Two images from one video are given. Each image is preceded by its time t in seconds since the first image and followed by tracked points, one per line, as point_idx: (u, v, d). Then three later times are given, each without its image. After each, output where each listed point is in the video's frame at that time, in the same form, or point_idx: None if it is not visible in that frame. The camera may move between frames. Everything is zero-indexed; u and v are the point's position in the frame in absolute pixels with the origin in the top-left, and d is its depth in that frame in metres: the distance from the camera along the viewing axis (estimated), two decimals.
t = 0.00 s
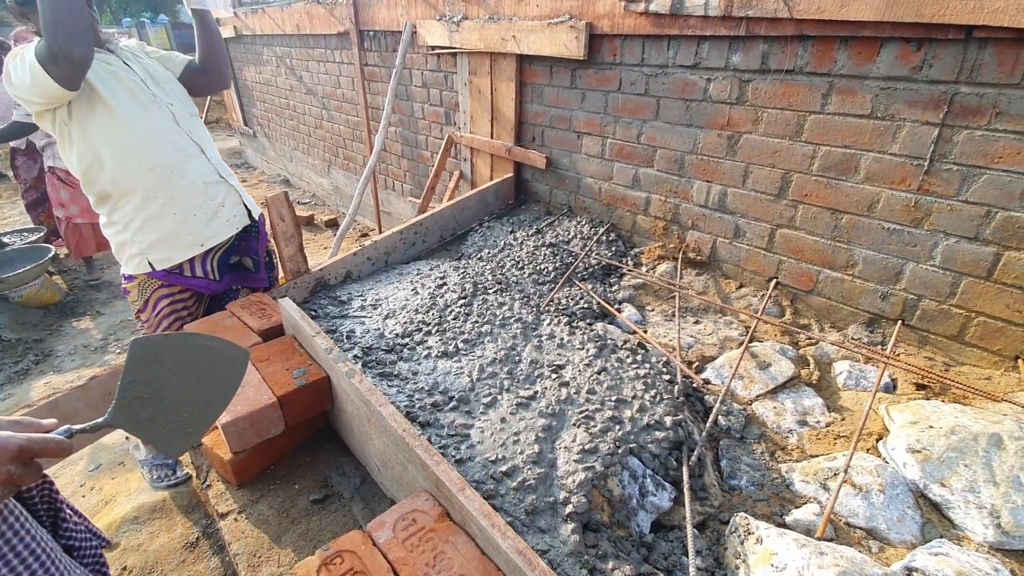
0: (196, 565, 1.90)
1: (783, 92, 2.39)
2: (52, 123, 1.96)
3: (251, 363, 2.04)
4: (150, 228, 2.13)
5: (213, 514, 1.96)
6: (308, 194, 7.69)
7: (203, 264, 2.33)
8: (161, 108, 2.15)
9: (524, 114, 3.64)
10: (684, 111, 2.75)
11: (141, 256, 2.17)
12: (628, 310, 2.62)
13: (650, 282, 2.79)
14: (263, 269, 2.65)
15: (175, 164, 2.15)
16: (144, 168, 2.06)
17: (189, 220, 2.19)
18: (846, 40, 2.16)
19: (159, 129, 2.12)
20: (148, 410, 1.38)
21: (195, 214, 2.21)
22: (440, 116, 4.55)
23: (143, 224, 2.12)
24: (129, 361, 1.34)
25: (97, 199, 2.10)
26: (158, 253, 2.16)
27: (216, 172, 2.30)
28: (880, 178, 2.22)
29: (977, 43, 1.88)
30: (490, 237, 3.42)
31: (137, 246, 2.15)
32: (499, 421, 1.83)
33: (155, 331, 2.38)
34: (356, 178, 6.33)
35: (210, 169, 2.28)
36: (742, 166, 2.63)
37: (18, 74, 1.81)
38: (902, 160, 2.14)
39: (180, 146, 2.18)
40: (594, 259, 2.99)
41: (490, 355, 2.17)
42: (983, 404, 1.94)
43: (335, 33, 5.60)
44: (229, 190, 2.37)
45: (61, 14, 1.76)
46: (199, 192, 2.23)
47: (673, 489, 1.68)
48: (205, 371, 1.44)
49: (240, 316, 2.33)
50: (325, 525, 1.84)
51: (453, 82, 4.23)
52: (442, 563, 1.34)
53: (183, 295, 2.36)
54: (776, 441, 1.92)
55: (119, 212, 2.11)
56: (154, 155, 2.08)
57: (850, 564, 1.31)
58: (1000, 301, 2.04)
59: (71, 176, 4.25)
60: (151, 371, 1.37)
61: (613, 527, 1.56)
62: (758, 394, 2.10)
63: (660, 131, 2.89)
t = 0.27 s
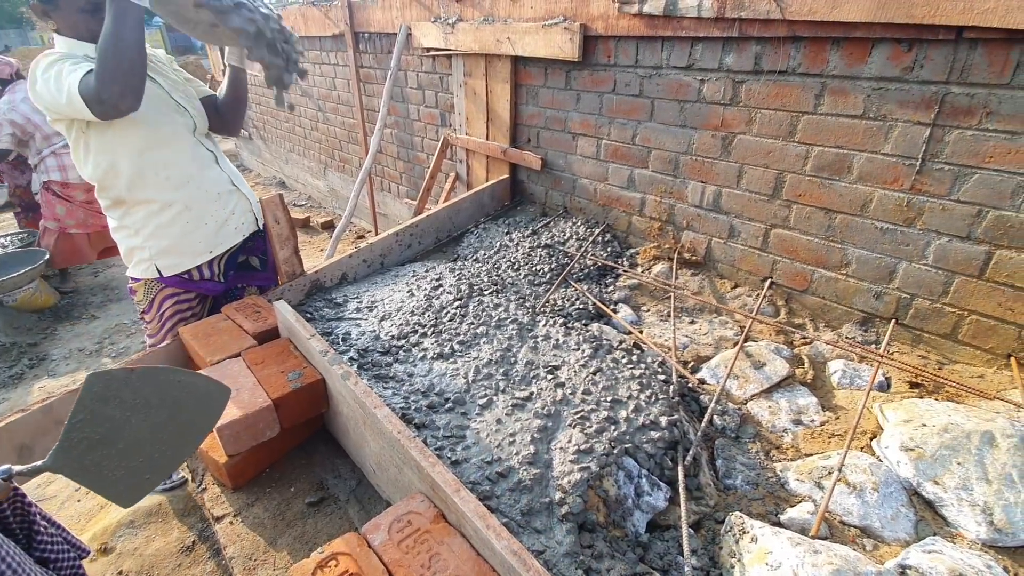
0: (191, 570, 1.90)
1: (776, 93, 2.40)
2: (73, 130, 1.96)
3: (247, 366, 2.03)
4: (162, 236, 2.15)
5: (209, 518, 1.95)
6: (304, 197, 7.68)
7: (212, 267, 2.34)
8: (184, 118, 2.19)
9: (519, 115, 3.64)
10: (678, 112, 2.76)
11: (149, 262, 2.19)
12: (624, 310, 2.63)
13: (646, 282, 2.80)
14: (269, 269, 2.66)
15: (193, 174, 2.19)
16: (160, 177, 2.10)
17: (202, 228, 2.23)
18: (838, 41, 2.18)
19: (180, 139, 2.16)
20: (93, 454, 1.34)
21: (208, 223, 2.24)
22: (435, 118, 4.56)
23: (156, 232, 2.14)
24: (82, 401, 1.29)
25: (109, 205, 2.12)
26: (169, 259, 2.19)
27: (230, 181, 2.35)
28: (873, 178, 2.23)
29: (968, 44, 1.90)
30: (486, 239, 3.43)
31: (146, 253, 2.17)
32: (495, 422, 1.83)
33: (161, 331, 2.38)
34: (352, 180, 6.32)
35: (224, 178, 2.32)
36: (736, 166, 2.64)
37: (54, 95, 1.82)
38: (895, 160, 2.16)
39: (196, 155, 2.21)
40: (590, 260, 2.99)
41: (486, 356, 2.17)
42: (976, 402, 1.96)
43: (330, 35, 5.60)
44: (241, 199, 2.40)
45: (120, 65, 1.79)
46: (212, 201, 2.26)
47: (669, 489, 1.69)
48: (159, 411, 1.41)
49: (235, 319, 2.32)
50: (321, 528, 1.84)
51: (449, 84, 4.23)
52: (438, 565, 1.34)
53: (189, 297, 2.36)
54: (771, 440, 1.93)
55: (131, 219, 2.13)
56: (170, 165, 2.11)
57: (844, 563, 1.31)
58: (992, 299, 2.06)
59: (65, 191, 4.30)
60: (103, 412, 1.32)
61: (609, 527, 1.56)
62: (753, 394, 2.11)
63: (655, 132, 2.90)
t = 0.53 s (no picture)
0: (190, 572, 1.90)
1: (772, 93, 2.41)
2: (92, 126, 1.95)
3: (244, 367, 2.03)
4: (159, 242, 2.16)
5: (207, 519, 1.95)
6: (301, 198, 7.68)
7: (202, 275, 2.33)
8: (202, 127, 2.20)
9: (516, 116, 3.65)
10: (675, 112, 2.77)
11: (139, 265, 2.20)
12: (622, 310, 2.63)
13: (643, 282, 2.81)
14: (263, 276, 2.64)
15: (200, 185, 2.21)
16: (167, 186, 2.12)
17: (200, 237, 2.25)
18: (832, 41, 2.19)
19: (194, 149, 2.17)
20: (87, 454, 1.28)
21: (207, 233, 2.26)
22: (432, 119, 4.56)
23: (153, 236, 2.15)
24: (78, 400, 1.23)
25: (109, 203, 2.11)
26: (159, 266, 2.20)
27: (234, 195, 2.37)
28: (868, 177, 2.24)
29: (961, 43, 1.91)
30: (483, 239, 3.43)
31: (138, 255, 2.17)
32: (493, 422, 1.83)
33: (149, 334, 2.35)
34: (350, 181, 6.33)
35: (229, 192, 2.34)
36: (732, 166, 2.65)
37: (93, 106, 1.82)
38: (890, 159, 2.17)
39: (205, 167, 2.23)
40: (588, 259, 3.00)
41: (483, 357, 2.18)
42: (972, 399, 1.97)
43: (326, 37, 5.60)
44: (240, 213, 2.42)
45: (177, 120, 1.81)
46: (213, 213, 2.28)
47: (666, 488, 1.69)
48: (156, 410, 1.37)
49: (233, 320, 2.32)
50: (319, 528, 1.84)
51: (445, 85, 4.24)
52: (436, 564, 1.35)
53: (179, 302, 2.34)
54: (769, 438, 1.94)
55: (130, 221, 2.13)
56: (178, 175, 2.13)
57: (842, 561, 1.32)
58: (987, 297, 2.07)
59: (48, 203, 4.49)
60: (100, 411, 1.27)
61: (606, 526, 1.56)
62: (750, 392, 2.11)
63: (651, 132, 2.91)
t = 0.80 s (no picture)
0: (191, 572, 1.90)
1: (771, 92, 2.41)
2: (132, 117, 1.98)
3: (245, 367, 2.04)
4: (157, 241, 2.15)
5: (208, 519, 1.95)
6: (300, 199, 7.67)
7: (190, 280, 2.31)
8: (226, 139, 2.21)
9: (515, 116, 3.65)
10: (674, 111, 2.78)
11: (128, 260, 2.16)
12: (622, 309, 2.64)
13: (643, 281, 2.81)
14: (252, 288, 2.61)
15: (209, 194, 2.20)
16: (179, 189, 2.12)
17: (196, 243, 2.23)
18: (831, 40, 2.19)
19: (217, 161, 2.19)
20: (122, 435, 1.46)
21: (205, 240, 2.24)
22: (431, 119, 4.56)
23: (152, 235, 2.14)
24: (105, 386, 1.43)
25: (119, 193, 2.11)
26: (147, 264, 2.16)
27: (238, 211, 2.36)
28: (867, 176, 2.25)
29: (959, 42, 1.91)
30: (483, 239, 3.43)
31: (128, 250, 2.14)
32: (493, 421, 1.84)
33: (127, 335, 2.31)
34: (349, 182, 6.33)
35: (234, 207, 2.33)
36: (732, 165, 2.66)
37: (152, 103, 1.85)
38: (888, 157, 2.17)
39: (219, 179, 2.23)
40: (588, 259, 3.00)
41: (484, 357, 2.18)
42: (971, 397, 1.97)
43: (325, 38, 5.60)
44: (240, 229, 2.39)
45: (256, 140, 1.91)
46: (213, 223, 2.26)
47: (666, 486, 1.69)
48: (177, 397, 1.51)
49: (233, 321, 2.33)
50: (320, 528, 1.84)
51: (445, 85, 4.24)
52: (438, 562, 1.35)
53: (161, 306, 2.30)
54: (769, 436, 1.94)
55: (133, 214, 2.12)
56: (192, 181, 2.14)
57: (842, 557, 1.33)
58: (987, 295, 2.07)
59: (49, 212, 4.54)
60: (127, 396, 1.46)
61: (607, 524, 1.57)
62: (750, 391, 2.12)
63: (650, 132, 2.91)
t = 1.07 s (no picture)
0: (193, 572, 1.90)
1: (772, 92, 2.41)
2: (140, 115, 2.00)
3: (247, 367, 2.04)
4: (163, 239, 2.16)
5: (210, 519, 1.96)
6: (301, 200, 7.68)
7: (192, 281, 2.32)
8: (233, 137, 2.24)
9: (516, 116, 3.65)
10: (675, 111, 2.78)
11: (134, 258, 2.16)
12: (623, 309, 2.64)
13: (644, 281, 2.81)
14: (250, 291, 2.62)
15: (216, 192, 2.22)
16: (186, 188, 2.13)
17: (203, 241, 2.24)
18: (832, 39, 2.19)
19: (223, 160, 2.20)
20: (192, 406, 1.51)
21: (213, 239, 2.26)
22: (432, 119, 4.57)
23: (159, 233, 2.15)
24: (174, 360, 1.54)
25: (128, 190, 2.12)
26: (153, 261, 2.17)
27: (244, 209, 2.37)
28: (868, 175, 2.25)
29: (959, 40, 1.91)
30: (484, 239, 3.44)
31: (135, 248, 2.15)
32: (495, 421, 1.84)
33: (125, 333, 2.32)
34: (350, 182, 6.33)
35: (240, 206, 2.34)
36: (732, 165, 2.66)
37: (163, 97, 1.88)
38: (890, 156, 2.17)
39: (226, 178, 2.24)
40: (589, 258, 3.01)
41: (485, 356, 2.18)
42: (973, 395, 1.97)
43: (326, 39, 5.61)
44: (246, 228, 2.40)
45: (271, 119, 1.95)
46: (220, 221, 2.27)
47: (669, 485, 1.69)
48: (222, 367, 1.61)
49: (235, 321, 2.33)
50: (322, 527, 1.84)
51: (445, 85, 4.24)
52: (440, 561, 1.35)
53: (162, 306, 2.32)
54: (771, 436, 1.94)
55: (141, 213, 2.13)
56: (200, 180, 2.15)
57: (844, 555, 1.33)
58: (988, 294, 2.07)
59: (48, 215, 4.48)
60: (181, 371, 1.53)
61: (609, 524, 1.56)
62: (752, 390, 2.12)
63: (651, 131, 2.91)
